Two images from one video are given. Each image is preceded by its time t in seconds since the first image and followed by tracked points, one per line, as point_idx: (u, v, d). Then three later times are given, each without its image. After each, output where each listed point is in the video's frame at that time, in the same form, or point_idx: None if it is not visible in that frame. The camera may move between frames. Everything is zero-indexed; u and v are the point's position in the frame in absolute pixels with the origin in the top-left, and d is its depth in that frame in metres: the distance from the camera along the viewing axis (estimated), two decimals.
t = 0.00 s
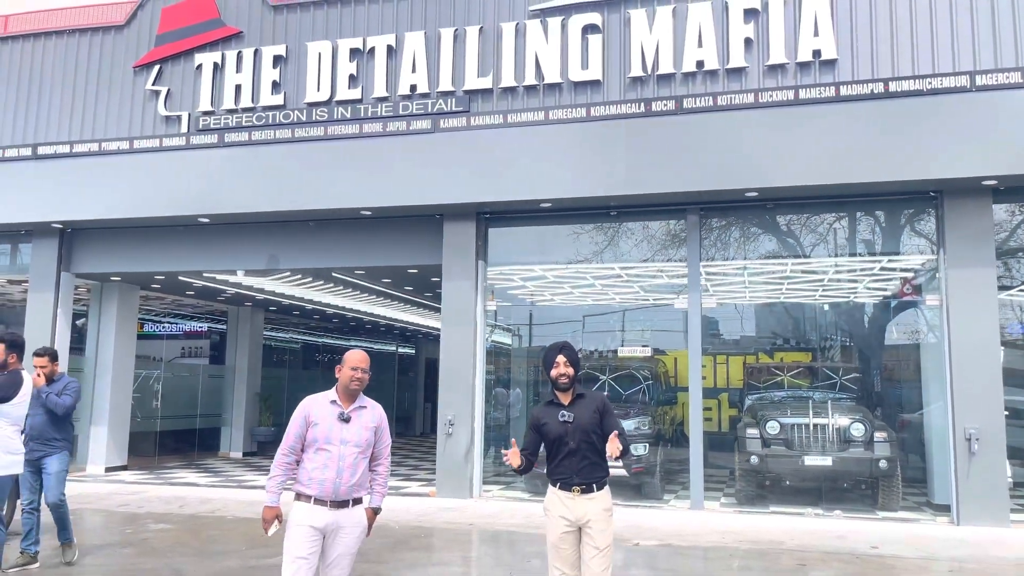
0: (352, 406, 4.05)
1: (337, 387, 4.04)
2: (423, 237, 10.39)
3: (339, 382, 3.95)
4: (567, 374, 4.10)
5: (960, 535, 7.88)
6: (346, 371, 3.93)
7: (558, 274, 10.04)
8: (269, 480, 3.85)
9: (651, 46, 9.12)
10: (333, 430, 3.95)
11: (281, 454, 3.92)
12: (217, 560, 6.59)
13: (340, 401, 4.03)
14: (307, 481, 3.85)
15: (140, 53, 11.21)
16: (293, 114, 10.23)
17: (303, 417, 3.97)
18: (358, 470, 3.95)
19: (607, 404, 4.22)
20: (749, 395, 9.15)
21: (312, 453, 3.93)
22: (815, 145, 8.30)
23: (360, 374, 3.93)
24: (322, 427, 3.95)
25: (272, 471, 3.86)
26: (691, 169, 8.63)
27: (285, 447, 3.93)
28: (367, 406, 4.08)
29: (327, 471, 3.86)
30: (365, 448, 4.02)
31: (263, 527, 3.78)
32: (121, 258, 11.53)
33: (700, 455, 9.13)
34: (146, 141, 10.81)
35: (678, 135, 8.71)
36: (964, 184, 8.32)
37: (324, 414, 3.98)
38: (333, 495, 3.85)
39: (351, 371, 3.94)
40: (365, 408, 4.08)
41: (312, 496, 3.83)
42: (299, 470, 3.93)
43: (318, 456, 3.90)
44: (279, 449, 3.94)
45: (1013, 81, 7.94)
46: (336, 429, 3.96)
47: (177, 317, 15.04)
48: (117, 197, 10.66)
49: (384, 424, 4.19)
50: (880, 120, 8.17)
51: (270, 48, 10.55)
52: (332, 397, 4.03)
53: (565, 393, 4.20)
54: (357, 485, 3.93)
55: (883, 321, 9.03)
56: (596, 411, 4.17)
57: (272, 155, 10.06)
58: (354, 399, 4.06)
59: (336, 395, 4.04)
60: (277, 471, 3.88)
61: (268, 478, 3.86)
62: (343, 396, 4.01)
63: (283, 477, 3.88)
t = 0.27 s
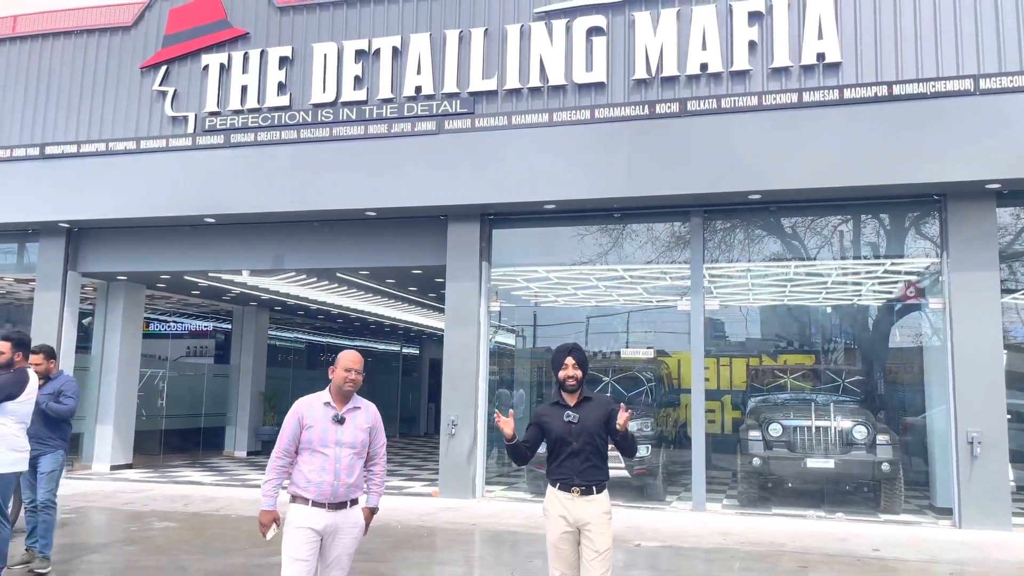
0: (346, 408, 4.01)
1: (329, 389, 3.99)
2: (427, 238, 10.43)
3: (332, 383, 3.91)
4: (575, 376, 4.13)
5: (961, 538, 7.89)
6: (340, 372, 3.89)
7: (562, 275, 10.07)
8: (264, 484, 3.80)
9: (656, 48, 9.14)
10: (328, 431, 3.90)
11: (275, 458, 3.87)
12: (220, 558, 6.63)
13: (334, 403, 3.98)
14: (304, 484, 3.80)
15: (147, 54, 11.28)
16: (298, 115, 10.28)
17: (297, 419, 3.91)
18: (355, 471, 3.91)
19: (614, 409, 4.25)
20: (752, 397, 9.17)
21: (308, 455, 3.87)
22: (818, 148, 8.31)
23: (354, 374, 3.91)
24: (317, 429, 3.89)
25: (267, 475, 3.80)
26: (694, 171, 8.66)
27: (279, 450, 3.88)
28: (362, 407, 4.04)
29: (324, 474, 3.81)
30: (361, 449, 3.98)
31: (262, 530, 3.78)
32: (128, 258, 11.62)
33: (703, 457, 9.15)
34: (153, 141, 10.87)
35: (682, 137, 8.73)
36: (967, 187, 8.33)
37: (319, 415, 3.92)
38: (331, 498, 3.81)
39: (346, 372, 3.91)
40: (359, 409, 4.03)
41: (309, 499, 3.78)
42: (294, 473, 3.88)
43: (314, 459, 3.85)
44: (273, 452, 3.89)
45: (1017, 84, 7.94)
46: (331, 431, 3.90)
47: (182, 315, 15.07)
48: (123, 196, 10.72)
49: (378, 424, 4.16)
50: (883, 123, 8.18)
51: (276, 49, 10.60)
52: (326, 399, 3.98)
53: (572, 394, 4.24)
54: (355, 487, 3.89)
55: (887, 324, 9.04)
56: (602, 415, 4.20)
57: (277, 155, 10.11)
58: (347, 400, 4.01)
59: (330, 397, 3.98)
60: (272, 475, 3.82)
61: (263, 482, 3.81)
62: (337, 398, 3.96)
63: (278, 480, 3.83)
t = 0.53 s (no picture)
0: (333, 405, 3.98)
1: (314, 386, 3.95)
2: (431, 239, 10.46)
3: (320, 381, 3.88)
4: (583, 377, 4.12)
5: (964, 540, 7.88)
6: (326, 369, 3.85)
7: (566, 276, 10.08)
8: (255, 487, 3.71)
9: (659, 49, 9.16)
10: (319, 430, 3.87)
11: (265, 459, 3.78)
12: (224, 556, 6.67)
13: (321, 401, 3.94)
14: (297, 484, 3.77)
15: (153, 54, 11.34)
16: (303, 115, 10.32)
17: (286, 419, 3.84)
18: (346, 469, 3.91)
19: (617, 414, 4.29)
20: (756, 398, 9.19)
21: (298, 455, 3.83)
22: (822, 149, 8.32)
23: (341, 370, 3.89)
24: (307, 428, 3.85)
25: (258, 478, 3.72)
26: (697, 172, 8.67)
27: (268, 450, 3.80)
28: (348, 403, 4.03)
29: (318, 474, 3.79)
30: (351, 446, 3.97)
31: (256, 535, 3.65)
32: (133, 258, 11.67)
33: (706, 458, 9.16)
34: (158, 141, 10.92)
35: (685, 138, 8.74)
36: (971, 189, 8.33)
37: (308, 414, 3.88)
38: (325, 497, 3.80)
39: (332, 368, 3.88)
40: (345, 405, 4.02)
41: (304, 499, 3.77)
42: (285, 473, 3.82)
43: (306, 458, 3.82)
44: (262, 453, 3.79)
45: (1021, 86, 7.94)
46: (322, 430, 3.88)
47: (187, 315, 15.19)
48: (129, 196, 10.78)
49: (364, 420, 4.15)
50: (887, 125, 8.18)
51: (281, 50, 10.65)
52: (313, 397, 3.93)
53: (579, 394, 4.25)
54: (347, 485, 3.90)
55: (891, 326, 9.04)
56: (605, 418, 4.23)
57: (282, 156, 10.16)
58: (334, 397, 3.98)
59: (316, 394, 3.94)
60: (263, 476, 3.75)
61: (254, 485, 3.72)
62: (325, 396, 3.93)
63: (270, 482, 3.76)
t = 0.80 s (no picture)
0: (323, 403, 3.98)
1: (303, 386, 3.93)
2: (434, 239, 10.47)
3: (311, 380, 3.86)
4: (585, 375, 4.14)
5: (966, 540, 7.87)
6: (316, 368, 3.85)
7: (569, 276, 10.09)
8: (250, 490, 3.65)
9: (662, 49, 9.16)
10: (313, 430, 3.85)
11: (259, 461, 3.72)
12: (227, 555, 6.69)
13: (312, 400, 3.93)
14: (293, 485, 3.76)
15: (156, 54, 11.36)
16: (306, 115, 10.34)
17: (279, 420, 3.80)
18: (340, 468, 3.93)
19: (620, 412, 4.29)
20: (759, 398, 9.19)
21: (293, 455, 3.80)
22: (825, 149, 8.31)
23: (331, 368, 3.89)
24: (301, 428, 3.83)
25: (253, 481, 3.65)
26: (700, 172, 8.67)
27: (262, 453, 3.73)
28: (338, 401, 4.04)
29: (315, 473, 3.79)
30: (343, 444, 3.98)
31: (251, 539, 3.62)
32: (137, 257, 11.70)
33: (708, 458, 9.17)
34: (162, 141, 10.95)
35: (688, 138, 8.74)
36: (974, 189, 8.31)
37: (300, 414, 3.85)
38: (323, 497, 3.81)
39: (321, 366, 3.88)
40: (335, 403, 4.02)
41: (301, 500, 3.76)
42: (279, 475, 3.79)
43: (301, 459, 3.80)
44: (254, 455, 3.72)
45: None
46: (316, 429, 3.87)
47: (190, 314, 15.19)
48: (132, 196, 10.80)
49: (352, 417, 4.16)
50: (890, 125, 8.17)
51: (285, 50, 10.67)
52: (303, 397, 3.91)
53: (581, 393, 4.27)
54: (341, 483, 3.92)
55: (894, 326, 9.03)
56: (608, 416, 4.24)
57: (285, 156, 10.17)
58: (324, 396, 3.98)
59: (306, 394, 3.92)
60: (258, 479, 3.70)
61: (249, 488, 3.65)
62: (315, 395, 3.92)
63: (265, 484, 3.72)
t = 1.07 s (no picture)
0: (321, 402, 3.98)
1: (301, 384, 3.92)
2: (435, 238, 10.47)
3: (309, 379, 3.85)
4: (583, 375, 4.12)
5: (967, 539, 7.87)
6: (314, 367, 3.85)
7: (570, 274, 10.09)
8: (252, 491, 3.64)
9: (663, 48, 9.15)
10: (312, 430, 3.86)
11: (259, 462, 3.70)
12: (229, 554, 6.70)
13: (310, 399, 3.93)
14: (294, 485, 3.76)
15: (158, 53, 11.37)
16: (307, 114, 10.34)
17: (279, 420, 3.79)
18: (340, 467, 3.94)
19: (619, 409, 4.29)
20: (760, 396, 9.18)
21: (293, 455, 3.80)
22: (826, 148, 8.30)
23: (329, 366, 3.88)
24: (301, 428, 3.83)
25: (255, 482, 3.64)
26: (701, 171, 8.66)
27: (262, 453, 3.72)
28: (335, 399, 4.05)
29: (316, 473, 3.79)
30: (342, 443, 3.99)
31: (252, 540, 3.65)
32: (139, 257, 11.71)
33: (710, 457, 9.17)
34: (163, 140, 10.95)
35: (689, 137, 8.74)
36: (976, 188, 8.30)
37: (300, 414, 3.85)
38: (324, 496, 3.82)
39: (320, 364, 3.88)
40: (333, 402, 4.03)
41: (302, 499, 3.76)
42: (279, 475, 3.78)
43: (301, 459, 3.80)
44: (254, 457, 3.71)
45: None
46: (315, 429, 3.87)
47: (192, 313, 15.07)
48: (134, 195, 10.82)
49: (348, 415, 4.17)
50: (892, 124, 8.16)
51: (286, 49, 10.66)
52: (302, 396, 3.91)
53: (581, 392, 4.26)
54: (341, 482, 3.93)
55: (896, 324, 9.02)
56: (607, 415, 4.23)
57: (287, 155, 10.18)
58: (322, 395, 3.97)
59: (304, 393, 3.92)
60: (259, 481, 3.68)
61: (250, 489, 3.64)
62: (313, 394, 3.91)
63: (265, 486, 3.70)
